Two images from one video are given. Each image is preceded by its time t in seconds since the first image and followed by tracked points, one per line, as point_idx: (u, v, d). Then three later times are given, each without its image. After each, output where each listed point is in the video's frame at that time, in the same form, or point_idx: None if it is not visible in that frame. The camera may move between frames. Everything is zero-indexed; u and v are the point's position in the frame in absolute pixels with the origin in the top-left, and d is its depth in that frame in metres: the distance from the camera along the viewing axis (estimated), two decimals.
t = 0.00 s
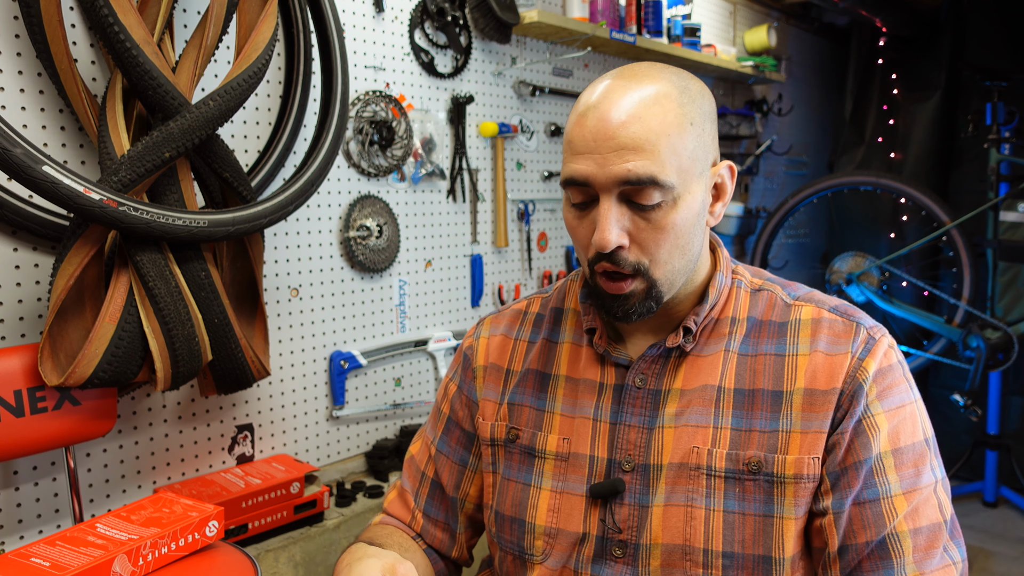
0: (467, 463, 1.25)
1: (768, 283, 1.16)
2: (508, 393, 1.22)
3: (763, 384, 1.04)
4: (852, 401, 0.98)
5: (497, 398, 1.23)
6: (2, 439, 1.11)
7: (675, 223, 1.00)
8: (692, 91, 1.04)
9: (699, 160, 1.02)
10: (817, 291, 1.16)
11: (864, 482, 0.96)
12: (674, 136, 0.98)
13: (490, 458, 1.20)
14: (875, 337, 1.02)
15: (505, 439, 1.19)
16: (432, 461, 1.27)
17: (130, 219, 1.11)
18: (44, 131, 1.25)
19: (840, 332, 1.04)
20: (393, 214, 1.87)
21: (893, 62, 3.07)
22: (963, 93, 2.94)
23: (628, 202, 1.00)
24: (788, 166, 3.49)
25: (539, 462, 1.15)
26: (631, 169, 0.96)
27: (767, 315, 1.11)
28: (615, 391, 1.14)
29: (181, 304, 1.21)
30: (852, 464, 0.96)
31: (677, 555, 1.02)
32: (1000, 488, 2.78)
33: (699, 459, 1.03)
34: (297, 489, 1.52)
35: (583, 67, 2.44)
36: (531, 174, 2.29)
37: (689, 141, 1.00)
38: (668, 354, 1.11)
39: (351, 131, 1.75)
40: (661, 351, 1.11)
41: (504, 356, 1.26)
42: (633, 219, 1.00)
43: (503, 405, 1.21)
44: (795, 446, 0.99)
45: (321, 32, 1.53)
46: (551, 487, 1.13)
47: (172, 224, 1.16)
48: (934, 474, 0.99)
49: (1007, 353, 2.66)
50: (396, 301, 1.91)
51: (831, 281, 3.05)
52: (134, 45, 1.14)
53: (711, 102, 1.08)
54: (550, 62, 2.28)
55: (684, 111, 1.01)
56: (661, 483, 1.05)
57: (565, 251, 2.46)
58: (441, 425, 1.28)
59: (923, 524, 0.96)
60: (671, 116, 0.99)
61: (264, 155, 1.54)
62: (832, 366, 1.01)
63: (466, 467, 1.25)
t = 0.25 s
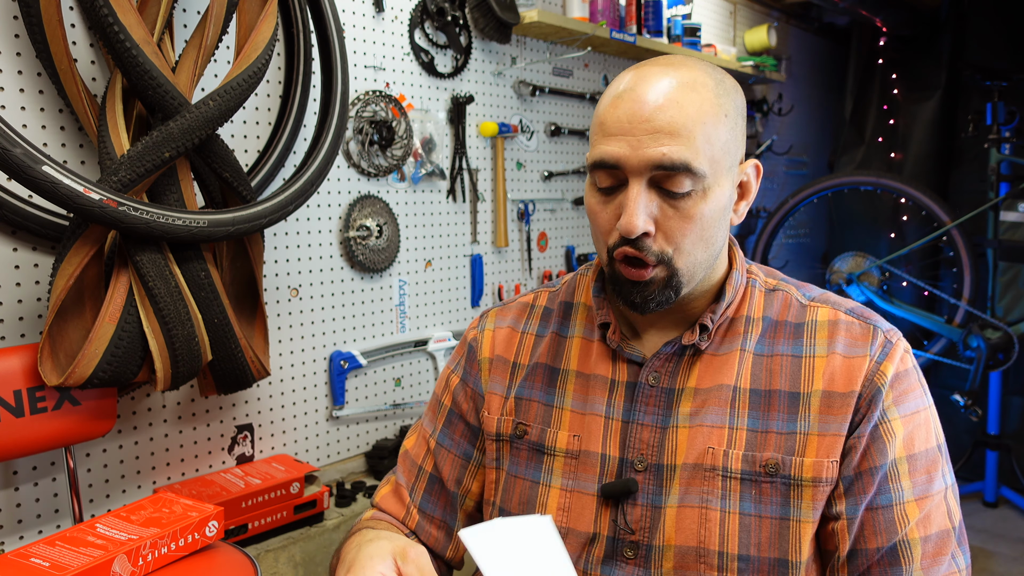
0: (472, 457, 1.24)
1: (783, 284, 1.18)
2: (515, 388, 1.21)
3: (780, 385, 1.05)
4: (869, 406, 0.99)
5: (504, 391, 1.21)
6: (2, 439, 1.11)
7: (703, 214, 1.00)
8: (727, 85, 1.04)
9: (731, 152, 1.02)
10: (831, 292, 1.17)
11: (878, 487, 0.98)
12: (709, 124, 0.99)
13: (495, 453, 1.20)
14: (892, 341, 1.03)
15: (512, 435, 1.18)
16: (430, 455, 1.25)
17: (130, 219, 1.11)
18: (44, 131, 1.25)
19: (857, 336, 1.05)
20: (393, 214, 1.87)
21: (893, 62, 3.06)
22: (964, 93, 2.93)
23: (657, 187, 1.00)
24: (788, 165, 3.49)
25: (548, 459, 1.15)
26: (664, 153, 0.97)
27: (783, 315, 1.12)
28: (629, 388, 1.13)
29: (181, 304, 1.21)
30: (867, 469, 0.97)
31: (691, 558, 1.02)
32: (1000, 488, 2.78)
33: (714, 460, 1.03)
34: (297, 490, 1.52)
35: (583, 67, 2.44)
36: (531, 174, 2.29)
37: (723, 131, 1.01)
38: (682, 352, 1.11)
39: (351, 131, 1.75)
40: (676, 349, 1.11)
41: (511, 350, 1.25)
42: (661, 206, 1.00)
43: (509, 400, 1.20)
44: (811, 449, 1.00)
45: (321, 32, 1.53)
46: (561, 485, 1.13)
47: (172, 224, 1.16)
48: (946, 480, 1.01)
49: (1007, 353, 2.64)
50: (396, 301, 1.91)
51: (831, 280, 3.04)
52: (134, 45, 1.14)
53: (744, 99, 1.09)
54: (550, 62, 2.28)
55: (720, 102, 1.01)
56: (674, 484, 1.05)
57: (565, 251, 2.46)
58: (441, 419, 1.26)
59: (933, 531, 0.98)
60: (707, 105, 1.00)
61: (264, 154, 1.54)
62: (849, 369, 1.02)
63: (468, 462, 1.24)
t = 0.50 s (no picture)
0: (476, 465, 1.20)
1: (788, 282, 1.20)
2: (521, 398, 1.18)
3: (796, 384, 1.08)
4: (882, 402, 1.03)
5: (510, 402, 1.18)
6: (2, 439, 1.11)
7: (718, 207, 1.02)
8: (741, 80, 1.07)
9: (745, 147, 1.04)
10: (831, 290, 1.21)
11: (889, 482, 1.02)
12: (726, 117, 1.01)
13: (503, 466, 1.16)
14: (898, 338, 1.08)
15: (522, 446, 1.15)
16: (427, 468, 1.21)
17: (130, 219, 1.11)
18: (44, 131, 1.25)
19: (865, 333, 1.10)
20: (393, 214, 1.87)
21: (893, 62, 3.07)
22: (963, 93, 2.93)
23: (672, 178, 1.01)
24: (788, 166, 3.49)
25: (563, 469, 1.12)
26: (682, 144, 0.98)
27: (791, 314, 1.14)
28: (643, 393, 1.13)
29: (181, 304, 1.21)
30: (880, 464, 1.02)
31: (719, 562, 1.02)
32: (1000, 488, 2.78)
33: (738, 462, 1.04)
34: (297, 489, 1.52)
35: (583, 67, 2.44)
36: (531, 174, 2.29)
37: (739, 125, 1.03)
38: (694, 355, 1.11)
39: (351, 131, 1.75)
40: (689, 351, 1.11)
41: (513, 357, 1.22)
42: (676, 198, 1.01)
43: (516, 410, 1.17)
44: (830, 446, 1.03)
45: (322, 33, 1.53)
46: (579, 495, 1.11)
47: (172, 224, 1.16)
48: (949, 473, 1.07)
49: (1007, 353, 2.64)
50: (396, 301, 1.91)
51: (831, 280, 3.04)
52: (134, 45, 1.14)
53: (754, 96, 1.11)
54: (550, 62, 2.28)
55: (736, 96, 1.04)
56: (699, 489, 1.05)
57: (566, 251, 2.46)
58: (439, 430, 1.22)
59: (940, 524, 1.03)
60: (724, 98, 1.02)
61: (264, 154, 1.54)
62: (861, 366, 1.06)
63: (468, 475, 1.21)
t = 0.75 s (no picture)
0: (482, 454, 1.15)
1: (789, 284, 1.26)
2: (531, 394, 1.16)
3: (805, 386, 1.12)
4: (889, 402, 1.08)
5: (519, 397, 1.16)
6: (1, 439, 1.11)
7: (731, 178, 1.13)
8: (748, 72, 1.21)
9: (754, 129, 1.17)
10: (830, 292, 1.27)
11: (897, 481, 1.07)
12: (737, 96, 1.14)
13: (509, 465, 1.13)
14: (901, 339, 1.14)
15: (534, 445, 1.12)
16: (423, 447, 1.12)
17: (130, 219, 1.11)
18: (43, 131, 1.25)
19: (870, 334, 1.15)
20: (392, 214, 1.86)
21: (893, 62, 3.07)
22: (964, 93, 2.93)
23: (687, 147, 1.12)
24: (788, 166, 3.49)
25: (577, 470, 1.11)
26: (699, 111, 1.10)
27: (796, 315, 1.20)
28: (653, 395, 1.14)
29: (181, 304, 1.21)
30: (889, 463, 1.07)
31: (733, 564, 1.04)
32: (1000, 488, 2.78)
33: (750, 463, 1.07)
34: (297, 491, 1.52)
35: (583, 67, 2.44)
36: (531, 174, 2.29)
37: (748, 107, 1.16)
38: (702, 356, 1.14)
39: (351, 131, 1.75)
40: (698, 353, 1.14)
41: (521, 352, 1.20)
42: (692, 167, 1.12)
43: (526, 406, 1.15)
44: (841, 448, 1.07)
45: (322, 33, 1.53)
46: (593, 498, 1.10)
47: (172, 224, 1.16)
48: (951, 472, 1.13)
49: (1008, 353, 2.60)
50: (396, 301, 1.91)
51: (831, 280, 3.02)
52: (134, 45, 1.14)
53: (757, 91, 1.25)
54: (550, 62, 2.28)
55: (744, 82, 1.17)
56: (712, 491, 1.07)
57: (565, 251, 2.46)
58: (440, 414, 1.15)
59: (944, 521, 1.08)
60: (734, 80, 1.15)
61: (264, 154, 1.54)
62: (869, 367, 1.11)
63: (470, 463, 1.15)
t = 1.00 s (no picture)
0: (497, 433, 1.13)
1: (790, 292, 1.27)
2: (540, 385, 1.16)
3: (802, 394, 1.12)
4: (886, 412, 1.09)
5: (528, 386, 1.15)
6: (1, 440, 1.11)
7: (742, 185, 1.14)
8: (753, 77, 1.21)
9: (761, 135, 1.18)
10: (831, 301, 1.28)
11: (891, 490, 1.07)
12: (747, 102, 1.14)
13: (512, 453, 1.13)
14: (900, 349, 1.15)
15: (538, 437, 1.12)
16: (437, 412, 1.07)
17: (130, 219, 1.11)
18: (43, 131, 1.25)
19: (869, 343, 1.16)
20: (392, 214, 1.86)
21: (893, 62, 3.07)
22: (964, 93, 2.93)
23: (700, 154, 1.12)
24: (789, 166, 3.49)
25: (578, 467, 1.11)
26: (714, 117, 1.10)
27: (795, 323, 1.21)
28: (649, 398, 1.14)
29: (181, 304, 1.21)
30: (883, 472, 1.07)
31: (722, 568, 1.05)
32: (1000, 488, 2.77)
33: (744, 470, 1.08)
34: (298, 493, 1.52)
35: (583, 67, 2.44)
36: (531, 174, 2.29)
37: (757, 113, 1.17)
38: (701, 361, 1.15)
39: (351, 130, 1.75)
40: (697, 359, 1.14)
41: (530, 342, 1.19)
42: (706, 173, 1.12)
43: (535, 396, 1.15)
44: (836, 456, 1.08)
45: (322, 33, 1.53)
46: (589, 497, 1.10)
47: (172, 224, 1.16)
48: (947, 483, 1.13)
49: (1008, 353, 2.59)
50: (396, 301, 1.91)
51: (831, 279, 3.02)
52: (133, 45, 1.14)
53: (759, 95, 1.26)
54: (550, 62, 2.28)
55: (752, 86, 1.17)
56: (705, 497, 1.08)
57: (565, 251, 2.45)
58: (455, 383, 1.11)
59: (938, 532, 1.08)
60: (744, 85, 1.15)
61: (264, 154, 1.54)
62: (868, 376, 1.11)
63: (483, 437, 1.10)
